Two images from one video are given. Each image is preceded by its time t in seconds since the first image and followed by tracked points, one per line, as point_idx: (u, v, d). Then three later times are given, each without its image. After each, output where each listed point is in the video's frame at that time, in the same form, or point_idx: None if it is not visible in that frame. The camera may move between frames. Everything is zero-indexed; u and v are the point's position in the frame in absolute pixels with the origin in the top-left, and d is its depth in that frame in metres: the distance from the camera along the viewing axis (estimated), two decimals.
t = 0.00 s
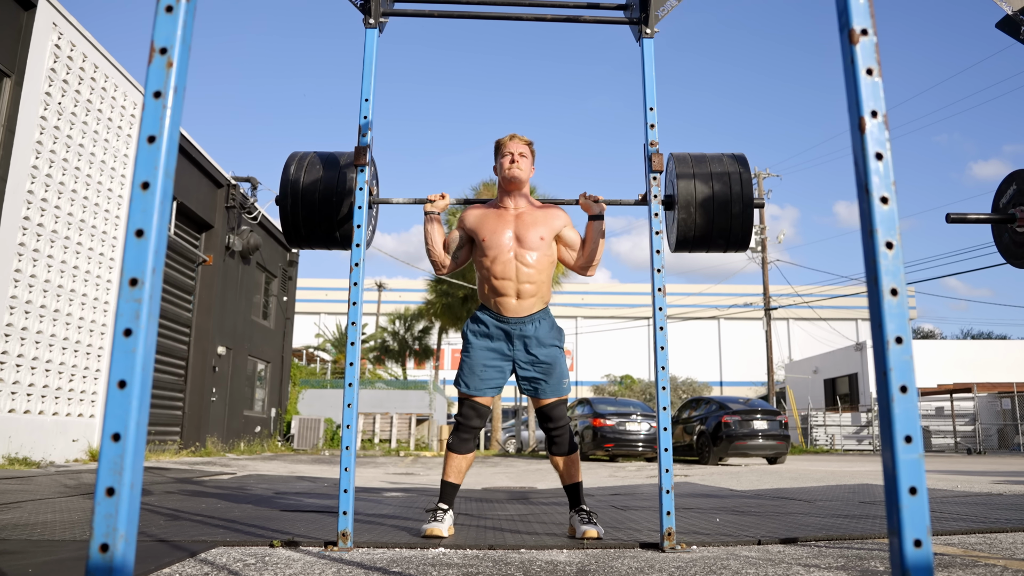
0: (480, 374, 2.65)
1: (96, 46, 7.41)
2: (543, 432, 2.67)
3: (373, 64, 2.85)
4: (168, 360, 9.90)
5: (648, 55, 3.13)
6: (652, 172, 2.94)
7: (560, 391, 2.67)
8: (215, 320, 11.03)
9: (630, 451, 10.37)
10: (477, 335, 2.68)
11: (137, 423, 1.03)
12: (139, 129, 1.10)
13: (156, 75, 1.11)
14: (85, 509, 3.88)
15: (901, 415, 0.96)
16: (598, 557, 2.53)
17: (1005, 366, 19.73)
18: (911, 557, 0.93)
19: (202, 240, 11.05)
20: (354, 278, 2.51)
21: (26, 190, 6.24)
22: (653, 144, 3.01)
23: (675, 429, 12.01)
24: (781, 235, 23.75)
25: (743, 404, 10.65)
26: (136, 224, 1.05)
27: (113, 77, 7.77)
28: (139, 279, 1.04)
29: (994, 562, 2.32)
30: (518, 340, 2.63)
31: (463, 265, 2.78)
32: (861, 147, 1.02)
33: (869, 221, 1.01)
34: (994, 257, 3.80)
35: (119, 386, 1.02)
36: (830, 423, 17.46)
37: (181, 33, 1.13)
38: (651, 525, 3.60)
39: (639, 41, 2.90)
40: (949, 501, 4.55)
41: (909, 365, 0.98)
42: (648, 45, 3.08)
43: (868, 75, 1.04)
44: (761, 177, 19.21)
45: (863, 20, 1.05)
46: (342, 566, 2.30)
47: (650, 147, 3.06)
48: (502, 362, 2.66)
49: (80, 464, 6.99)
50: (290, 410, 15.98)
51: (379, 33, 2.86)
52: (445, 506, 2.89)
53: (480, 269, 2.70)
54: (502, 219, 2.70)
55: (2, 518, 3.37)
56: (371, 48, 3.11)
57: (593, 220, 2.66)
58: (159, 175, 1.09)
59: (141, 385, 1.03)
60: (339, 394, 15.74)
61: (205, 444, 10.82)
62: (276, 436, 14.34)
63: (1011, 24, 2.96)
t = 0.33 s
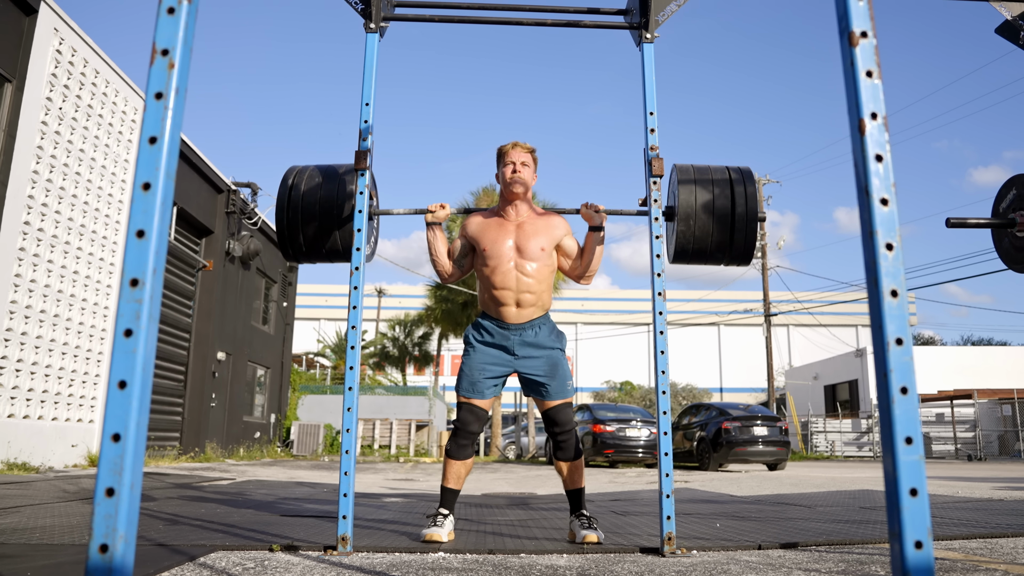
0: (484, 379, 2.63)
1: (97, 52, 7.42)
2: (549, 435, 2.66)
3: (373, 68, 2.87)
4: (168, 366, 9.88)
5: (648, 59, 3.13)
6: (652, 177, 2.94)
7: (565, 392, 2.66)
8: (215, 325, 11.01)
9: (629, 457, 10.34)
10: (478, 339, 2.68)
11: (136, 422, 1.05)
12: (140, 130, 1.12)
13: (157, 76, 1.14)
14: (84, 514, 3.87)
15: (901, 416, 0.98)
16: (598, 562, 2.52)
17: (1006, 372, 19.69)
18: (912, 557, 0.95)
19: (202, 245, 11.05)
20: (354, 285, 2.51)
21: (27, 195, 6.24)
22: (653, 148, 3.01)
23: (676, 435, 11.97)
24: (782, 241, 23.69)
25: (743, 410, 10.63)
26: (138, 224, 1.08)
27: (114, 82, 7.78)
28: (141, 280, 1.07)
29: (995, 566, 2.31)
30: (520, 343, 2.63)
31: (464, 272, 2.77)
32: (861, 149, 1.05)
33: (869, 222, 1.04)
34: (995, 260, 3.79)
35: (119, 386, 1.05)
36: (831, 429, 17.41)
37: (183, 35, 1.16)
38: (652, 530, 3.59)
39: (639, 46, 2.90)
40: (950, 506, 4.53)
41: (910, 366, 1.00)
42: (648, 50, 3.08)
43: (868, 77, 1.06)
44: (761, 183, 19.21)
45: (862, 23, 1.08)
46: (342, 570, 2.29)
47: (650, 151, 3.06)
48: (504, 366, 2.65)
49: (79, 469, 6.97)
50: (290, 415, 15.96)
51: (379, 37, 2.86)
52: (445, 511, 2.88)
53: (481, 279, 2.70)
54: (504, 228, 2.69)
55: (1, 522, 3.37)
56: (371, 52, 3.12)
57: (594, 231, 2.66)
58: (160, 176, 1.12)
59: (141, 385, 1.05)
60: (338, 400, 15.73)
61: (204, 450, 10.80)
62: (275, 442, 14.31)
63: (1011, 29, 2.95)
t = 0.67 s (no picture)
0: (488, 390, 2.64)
1: (97, 58, 7.43)
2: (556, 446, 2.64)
3: (373, 75, 2.88)
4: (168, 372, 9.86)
5: (648, 64, 3.14)
6: (653, 182, 2.94)
7: (571, 400, 2.66)
8: (215, 332, 11.00)
9: (630, 463, 10.32)
10: (481, 350, 2.68)
11: (136, 424, 1.06)
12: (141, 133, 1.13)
13: (158, 79, 1.15)
14: (83, 520, 3.85)
15: (903, 418, 0.99)
16: (599, 567, 2.51)
17: (1006, 378, 19.67)
18: (913, 558, 0.95)
19: (202, 252, 11.04)
20: (354, 294, 2.51)
21: (27, 201, 6.25)
22: (653, 153, 3.01)
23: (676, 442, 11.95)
24: (781, 247, 23.73)
25: (744, 416, 10.61)
26: (138, 227, 1.09)
27: (115, 89, 7.80)
28: (141, 283, 1.07)
29: (997, 571, 2.30)
30: (523, 355, 2.63)
31: (466, 290, 2.77)
32: (861, 150, 1.06)
33: (869, 224, 1.04)
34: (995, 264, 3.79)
35: (120, 389, 1.05)
36: (831, 435, 17.38)
37: (184, 39, 1.18)
38: (652, 536, 3.58)
39: (640, 51, 2.90)
40: (951, 512, 4.52)
41: (911, 368, 1.00)
42: (648, 55, 3.09)
43: (868, 80, 1.07)
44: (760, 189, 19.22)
45: (862, 25, 1.09)
46: None
47: (650, 157, 3.07)
48: (507, 378, 2.64)
49: (78, 476, 6.94)
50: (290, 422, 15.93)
51: (380, 42, 2.86)
52: (445, 517, 2.87)
53: (484, 298, 2.69)
54: (506, 247, 2.69)
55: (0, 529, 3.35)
56: (371, 58, 3.13)
57: (595, 252, 2.66)
58: (161, 178, 1.13)
59: (141, 388, 1.06)
60: (338, 406, 15.70)
61: (204, 457, 10.77)
62: (275, 449, 14.28)
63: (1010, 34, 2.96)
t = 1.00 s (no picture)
0: (490, 397, 2.64)
1: (99, 65, 7.44)
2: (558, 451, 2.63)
3: (374, 81, 2.89)
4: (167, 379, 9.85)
5: (648, 69, 3.14)
6: (653, 188, 2.95)
7: (573, 406, 2.66)
8: (215, 337, 10.99)
9: (630, 470, 10.29)
10: (483, 356, 2.67)
11: (136, 428, 1.06)
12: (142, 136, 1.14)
13: (160, 82, 1.15)
14: (82, 526, 3.84)
15: (903, 421, 0.99)
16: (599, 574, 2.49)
17: (1007, 386, 19.64)
18: (916, 563, 0.95)
19: (202, 258, 11.04)
20: (354, 297, 2.50)
21: (28, 207, 6.25)
22: (654, 159, 3.01)
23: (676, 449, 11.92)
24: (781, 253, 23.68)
25: (744, 423, 10.59)
26: (139, 230, 1.10)
27: (116, 95, 7.81)
28: (142, 285, 1.08)
29: None
30: (524, 361, 2.63)
31: (467, 297, 2.77)
32: (863, 154, 1.06)
33: (871, 227, 1.05)
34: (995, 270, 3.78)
35: (120, 391, 1.05)
36: (832, 442, 17.33)
37: (186, 42, 1.18)
38: (653, 542, 3.57)
39: (640, 57, 2.91)
40: (953, 519, 4.50)
41: (911, 372, 1.01)
42: (649, 61, 3.09)
43: (868, 84, 1.08)
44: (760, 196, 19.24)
45: (862, 30, 1.10)
46: None
47: (651, 162, 3.07)
48: (509, 385, 2.64)
49: (78, 482, 6.93)
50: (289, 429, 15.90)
51: (381, 48, 2.87)
52: (445, 523, 2.86)
53: (485, 305, 2.69)
54: (507, 254, 2.68)
55: None
56: (371, 63, 3.13)
57: (597, 259, 2.67)
58: (162, 181, 1.13)
59: (142, 391, 1.06)
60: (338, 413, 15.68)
61: (204, 463, 10.74)
62: (274, 456, 14.25)
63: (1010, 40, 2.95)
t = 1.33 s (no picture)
0: (486, 398, 2.62)
1: (99, 71, 7.45)
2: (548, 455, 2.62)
3: (374, 87, 2.91)
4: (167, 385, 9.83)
5: (648, 75, 3.14)
6: (653, 193, 2.95)
7: (567, 410, 2.64)
8: (215, 344, 10.98)
9: (631, 477, 10.26)
10: (482, 357, 2.66)
11: (135, 431, 1.05)
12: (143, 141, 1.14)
13: (161, 87, 1.16)
14: (81, 533, 3.83)
15: (904, 426, 0.98)
16: None
17: (1008, 392, 19.60)
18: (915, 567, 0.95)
19: (202, 264, 11.04)
20: (354, 302, 2.50)
21: (28, 213, 6.25)
22: (654, 164, 3.02)
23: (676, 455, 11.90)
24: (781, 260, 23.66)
25: (745, 429, 10.57)
26: (139, 234, 1.09)
27: (117, 102, 7.83)
28: (142, 289, 1.08)
29: None
30: (521, 363, 2.62)
31: (468, 293, 2.76)
32: (862, 159, 1.06)
33: (871, 231, 1.04)
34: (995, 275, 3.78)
35: (120, 396, 1.05)
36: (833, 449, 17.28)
37: (187, 47, 1.18)
38: (653, 548, 3.57)
39: (640, 63, 2.91)
40: (954, 525, 4.49)
41: (911, 376, 1.00)
42: (648, 67, 3.10)
43: (867, 88, 1.08)
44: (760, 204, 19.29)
45: (861, 34, 1.11)
46: None
47: (651, 167, 3.07)
48: (506, 386, 2.63)
49: (76, 489, 6.91)
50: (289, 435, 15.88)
51: (381, 54, 2.88)
52: (445, 528, 2.85)
53: (485, 300, 2.69)
54: (508, 249, 2.69)
55: None
56: (371, 69, 3.14)
57: (598, 256, 2.67)
58: (162, 186, 1.13)
59: (142, 395, 1.06)
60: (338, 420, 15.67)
61: (204, 470, 10.71)
62: (274, 462, 14.22)
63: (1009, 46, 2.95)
